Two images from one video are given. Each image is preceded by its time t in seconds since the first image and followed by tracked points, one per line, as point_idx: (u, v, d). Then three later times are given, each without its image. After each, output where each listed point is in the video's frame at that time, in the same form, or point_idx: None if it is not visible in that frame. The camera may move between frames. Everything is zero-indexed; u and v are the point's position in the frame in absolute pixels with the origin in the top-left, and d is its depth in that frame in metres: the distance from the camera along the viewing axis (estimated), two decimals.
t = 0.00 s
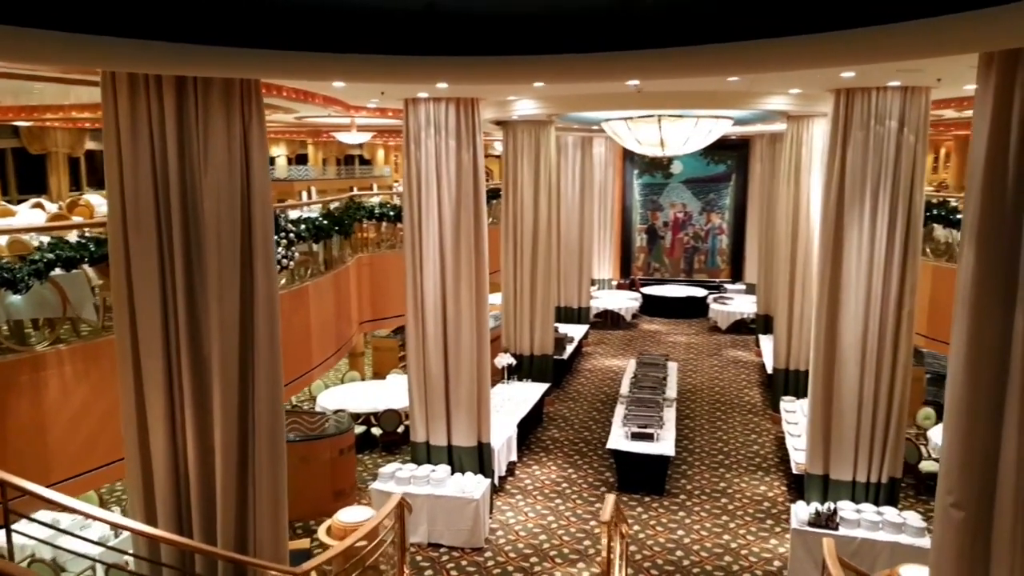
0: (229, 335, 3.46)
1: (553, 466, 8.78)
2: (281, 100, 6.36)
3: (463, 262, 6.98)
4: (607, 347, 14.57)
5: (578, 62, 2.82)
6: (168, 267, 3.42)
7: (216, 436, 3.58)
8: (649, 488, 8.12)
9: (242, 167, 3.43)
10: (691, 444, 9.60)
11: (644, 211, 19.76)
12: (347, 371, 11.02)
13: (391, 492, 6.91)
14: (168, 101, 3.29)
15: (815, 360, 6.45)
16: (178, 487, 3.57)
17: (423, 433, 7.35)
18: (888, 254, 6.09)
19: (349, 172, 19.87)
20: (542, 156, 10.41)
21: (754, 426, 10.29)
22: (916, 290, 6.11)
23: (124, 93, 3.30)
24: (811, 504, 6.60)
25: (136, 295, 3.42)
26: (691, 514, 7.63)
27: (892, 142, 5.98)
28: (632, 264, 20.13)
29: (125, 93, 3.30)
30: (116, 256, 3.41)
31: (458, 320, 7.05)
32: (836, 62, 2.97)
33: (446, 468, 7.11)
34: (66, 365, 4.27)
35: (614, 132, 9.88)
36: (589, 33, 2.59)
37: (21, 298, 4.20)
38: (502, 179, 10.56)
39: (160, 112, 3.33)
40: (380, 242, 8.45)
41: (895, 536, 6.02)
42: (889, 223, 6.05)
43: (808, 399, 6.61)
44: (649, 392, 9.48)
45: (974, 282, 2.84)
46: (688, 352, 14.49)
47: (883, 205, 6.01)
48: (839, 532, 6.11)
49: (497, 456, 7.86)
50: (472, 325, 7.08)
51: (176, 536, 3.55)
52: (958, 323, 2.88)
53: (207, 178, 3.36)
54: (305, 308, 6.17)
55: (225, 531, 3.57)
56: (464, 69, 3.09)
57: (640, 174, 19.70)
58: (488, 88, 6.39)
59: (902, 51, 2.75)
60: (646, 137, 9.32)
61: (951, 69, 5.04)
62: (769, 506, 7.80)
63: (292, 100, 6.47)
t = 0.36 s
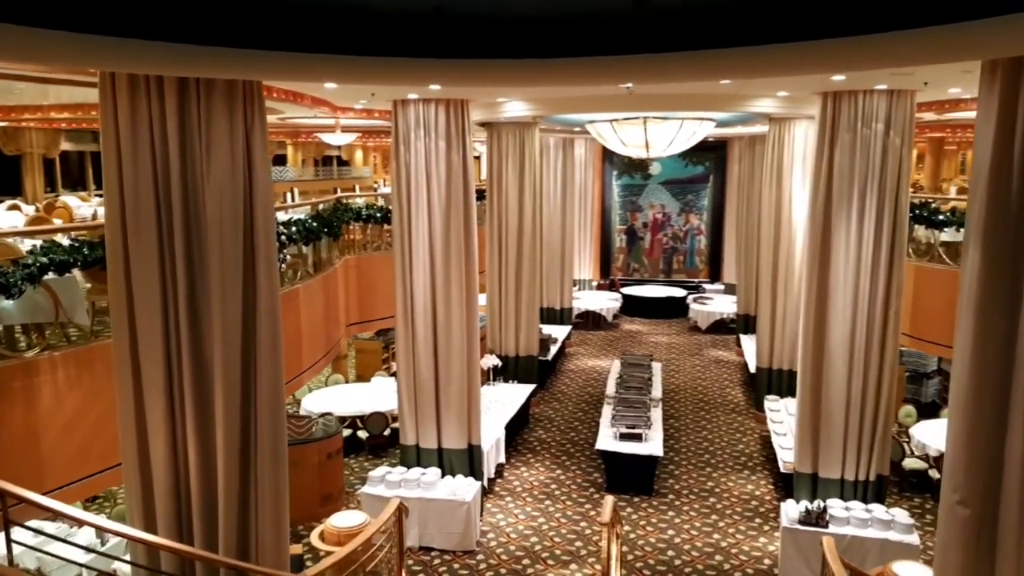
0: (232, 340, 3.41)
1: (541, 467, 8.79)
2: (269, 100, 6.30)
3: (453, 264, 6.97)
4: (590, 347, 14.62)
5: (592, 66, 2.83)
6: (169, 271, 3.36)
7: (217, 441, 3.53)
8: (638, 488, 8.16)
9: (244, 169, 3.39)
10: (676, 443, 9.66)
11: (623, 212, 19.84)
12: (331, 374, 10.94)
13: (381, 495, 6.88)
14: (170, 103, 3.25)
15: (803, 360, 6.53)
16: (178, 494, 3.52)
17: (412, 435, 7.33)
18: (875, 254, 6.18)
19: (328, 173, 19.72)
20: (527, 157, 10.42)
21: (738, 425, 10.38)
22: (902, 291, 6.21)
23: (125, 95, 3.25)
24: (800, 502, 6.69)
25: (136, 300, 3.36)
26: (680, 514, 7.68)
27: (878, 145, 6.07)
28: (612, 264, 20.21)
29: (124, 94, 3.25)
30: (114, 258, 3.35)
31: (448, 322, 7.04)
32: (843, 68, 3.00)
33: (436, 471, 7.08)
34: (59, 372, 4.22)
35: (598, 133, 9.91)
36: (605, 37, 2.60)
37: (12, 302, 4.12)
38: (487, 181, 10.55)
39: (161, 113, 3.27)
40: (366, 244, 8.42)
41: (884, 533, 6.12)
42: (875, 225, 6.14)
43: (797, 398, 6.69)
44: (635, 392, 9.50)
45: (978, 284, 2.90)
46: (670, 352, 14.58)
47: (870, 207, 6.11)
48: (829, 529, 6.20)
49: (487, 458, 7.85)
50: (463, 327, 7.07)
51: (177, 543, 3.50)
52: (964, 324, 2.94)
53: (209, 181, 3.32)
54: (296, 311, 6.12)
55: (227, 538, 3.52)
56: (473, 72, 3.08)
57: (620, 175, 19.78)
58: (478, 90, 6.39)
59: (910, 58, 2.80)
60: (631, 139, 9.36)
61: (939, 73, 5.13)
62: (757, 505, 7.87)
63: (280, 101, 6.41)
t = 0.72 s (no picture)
0: (226, 343, 3.38)
1: (520, 467, 8.82)
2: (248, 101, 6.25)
3: (434, 266, 6.98)
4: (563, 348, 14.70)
5: (595, 71, 2.88)
6: (161, 275, 3.32)
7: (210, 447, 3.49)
8: (617, 487, 8.22)
9: (238, 172, 3.36)
10: (653, 441, 9.76)
11: (593, 213, 19.97)
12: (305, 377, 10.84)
13: (363, 499, 6.84)
14: (162, 106, 3.21)
15: (780, 357, 6.65)
16: (170, 500, 3.47)
17: (393, 438, 7.31)
18: (850, 253, 6.33)
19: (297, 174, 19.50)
20: (502, 158, 10.45)
21: (712, 423, 10.52)
22: (875, 289, 6.37)
23: (116, 97, 3.21)
24: (778, 497, 6.80)
25: (128, 304, 3.31)
26: (659, 511, 7.76)
27: (853, 146, 6.22)
28: (583, 265, 20.26)
29: (116, 97, 3.21)
30: (103, 261, 3.29)
31: (429, 323, 7.05)
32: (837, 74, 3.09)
33: (418, 473, 7.07)
34: (43, 379, 4.36)
35: (574, 134, 9.98)
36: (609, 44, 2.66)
37: None
38: (462, 182, 10.55)
39: (153, 115, 3.24)
40: (343, 247, 8.41)
41: (860, 525, 6.24)
42: (851, 224, 6.29)
43: (774, 395, 6.80)
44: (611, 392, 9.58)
45: (968, 281, 2.93)
46: (642, 351, 14.71)
47: (845, 207, 6.26)
48: (806, 523, 6.32)
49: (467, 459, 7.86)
50: (443, 328, 7.08)
51: (168, 550, 3.45)
52: (951, 318, 2.97)
53: (202, 182, 3.28)
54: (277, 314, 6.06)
55: (221, 544, 3.47)
56: (472, 75, 3.10)
57: (590, 176, 19.89)
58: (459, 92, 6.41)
59: (904, 66, 2.89)
60: (606, 140, 9.45)
61: (914, 76, 5.28)
62: (734, 501, 7.99)
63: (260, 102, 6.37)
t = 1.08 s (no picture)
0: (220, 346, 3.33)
1: (504, 468, 8.83)
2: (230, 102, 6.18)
3: (418, 267, 6.96)
4: (542, 348, 14.73)
5: (593, 74, 2.90)
6: (153, 277, 3.27)
7: (203, 452, 3.44)
8: (601, 486, 8.27)
9: (231, 173, 3.32)
10: (634, 439, 9.83)
11: (569, 213, 20.03)
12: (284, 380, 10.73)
13: (348, 502, 6.80)
14: (154, 107, 3.16)
15: (762, 355, 6.74)
16: (163, 506, 3.42)
17: (378, 441, 7.27)
18: (830, 252, 6.44)
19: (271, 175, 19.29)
20: (481, 159, 10.47)
21: (692, 420, 10.62)
22: (855, 286, 6.47)
23: (107, 97, 3.15)
24: (761, 494, 6.88)
25: (119, 307, 3.25)
26: (643, 508, 7.81)
27: (832, 147, 6.32)
28: (559, 265, 20.28)
29: (107, 97, 3.15)
30: (94, 265, 3.23)
31: (414, 325, 7.03)
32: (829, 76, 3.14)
33: (403, 474, 7.04)
34: (28, 385, 4.36)
35: (554, 135, 10.00)
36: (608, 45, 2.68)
37: None
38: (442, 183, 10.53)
39: (144, 115, 3.19)
40: (324, 248, 8.37)
41: (842, 520, 6.34)
42: (830, 224, 6.40)
43: (756, 392, 6.89)
44: (593, 391, 9.62)
45: (957, 281, 2.91)
46: (620, 351, 14.80)
47: (825, 207, 6.36)
48: (790, 519, 6.40)
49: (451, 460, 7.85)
50: (427, 330, 7.06)
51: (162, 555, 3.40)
52: (942, 316, 2.98)
53: (195, 184, 3.24)
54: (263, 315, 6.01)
55: (216, 550, 3.43)
56: (469, 78, 3.09)
57: (566, 176, 19.94)
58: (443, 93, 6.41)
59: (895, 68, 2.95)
60: (587, 142, 9.52)
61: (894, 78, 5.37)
62: (716, 498, 8.08)
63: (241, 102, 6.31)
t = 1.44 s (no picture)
0: (217, 346, 3.26)
1: (491, 468, 8.79)
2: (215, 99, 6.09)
3: (406, 266, 6.91)
4: (525, 347, 14.71)
5: (597, 68, 2.88)
6: (147, 276, 3.19)
7: (199, 453, 3.37)
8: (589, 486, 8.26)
9: (226, 168, 3.25)
10: (620, 438, 9.83)
11: (550, 213, 20.02)
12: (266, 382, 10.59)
13: (336, 504, 6.72)
14: (148, 103, 3.09)
15: (751, 352, 6.78)
16: (157, 510, 3.34)
17: (366, 442, 7.19)
18: (817, 249, 6.49)
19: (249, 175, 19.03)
20: (465, 158, 10.43)
21: (677, 418, 10.66)
22: (842, 283, 6.53)
23: (98, 92, 3.07)
24: (750, 491, 6.92)
25: (111, 309, 3.16)
26: (632, 507, 7.81)
27: (820, 144, 6.37)
28: (540, 265, 20.27)
29: (98, 91, 3.07)
30: (84, 262, 3.13)
31: (402, 325, 6.97)
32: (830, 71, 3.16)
33: (392, 476, 6.97)
34: (18, 389, 4.40)
35: (539, 133, 9.98)
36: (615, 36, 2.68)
37: None
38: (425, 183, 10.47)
39: (137, 109, 3.11)
40: (308, 248, 8.29)
41: (832, 516, 6.38)
42: (818, 222, 6.45)
43: (745, 389, 6.92)
44: (580, 391, 9.61)
45: (960, 276, 2.92)
46: (602, 350, 14.82)
47: (812, 204, 6.41)
48: (780, 516, 6.45)
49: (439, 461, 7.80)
50: (416, 330, 7.01)
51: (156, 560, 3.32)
52: (945, 310, 2.99)
53: (190, 179, 3.16)
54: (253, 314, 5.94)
55: (212, 554, 3.36)
56: (473, 72, 3.06)
57: (546, 176, 19.93)
58: (431, 90, 6.37)
59: (897, 63, 2.97)
60: (571, 140, 9.46)
61: (882, 76, 5.44)
62: (704, 495, 8.10)
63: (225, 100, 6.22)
